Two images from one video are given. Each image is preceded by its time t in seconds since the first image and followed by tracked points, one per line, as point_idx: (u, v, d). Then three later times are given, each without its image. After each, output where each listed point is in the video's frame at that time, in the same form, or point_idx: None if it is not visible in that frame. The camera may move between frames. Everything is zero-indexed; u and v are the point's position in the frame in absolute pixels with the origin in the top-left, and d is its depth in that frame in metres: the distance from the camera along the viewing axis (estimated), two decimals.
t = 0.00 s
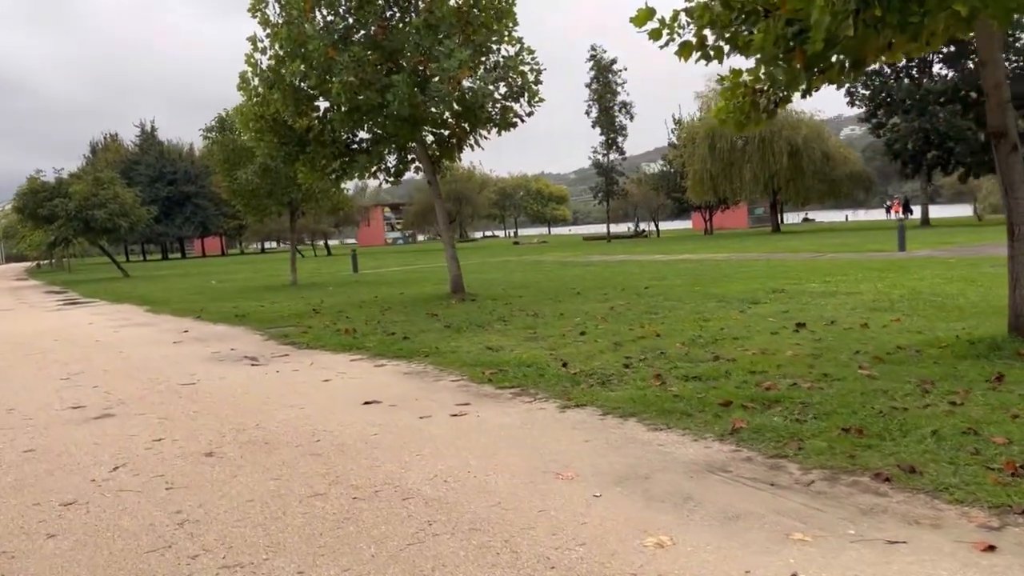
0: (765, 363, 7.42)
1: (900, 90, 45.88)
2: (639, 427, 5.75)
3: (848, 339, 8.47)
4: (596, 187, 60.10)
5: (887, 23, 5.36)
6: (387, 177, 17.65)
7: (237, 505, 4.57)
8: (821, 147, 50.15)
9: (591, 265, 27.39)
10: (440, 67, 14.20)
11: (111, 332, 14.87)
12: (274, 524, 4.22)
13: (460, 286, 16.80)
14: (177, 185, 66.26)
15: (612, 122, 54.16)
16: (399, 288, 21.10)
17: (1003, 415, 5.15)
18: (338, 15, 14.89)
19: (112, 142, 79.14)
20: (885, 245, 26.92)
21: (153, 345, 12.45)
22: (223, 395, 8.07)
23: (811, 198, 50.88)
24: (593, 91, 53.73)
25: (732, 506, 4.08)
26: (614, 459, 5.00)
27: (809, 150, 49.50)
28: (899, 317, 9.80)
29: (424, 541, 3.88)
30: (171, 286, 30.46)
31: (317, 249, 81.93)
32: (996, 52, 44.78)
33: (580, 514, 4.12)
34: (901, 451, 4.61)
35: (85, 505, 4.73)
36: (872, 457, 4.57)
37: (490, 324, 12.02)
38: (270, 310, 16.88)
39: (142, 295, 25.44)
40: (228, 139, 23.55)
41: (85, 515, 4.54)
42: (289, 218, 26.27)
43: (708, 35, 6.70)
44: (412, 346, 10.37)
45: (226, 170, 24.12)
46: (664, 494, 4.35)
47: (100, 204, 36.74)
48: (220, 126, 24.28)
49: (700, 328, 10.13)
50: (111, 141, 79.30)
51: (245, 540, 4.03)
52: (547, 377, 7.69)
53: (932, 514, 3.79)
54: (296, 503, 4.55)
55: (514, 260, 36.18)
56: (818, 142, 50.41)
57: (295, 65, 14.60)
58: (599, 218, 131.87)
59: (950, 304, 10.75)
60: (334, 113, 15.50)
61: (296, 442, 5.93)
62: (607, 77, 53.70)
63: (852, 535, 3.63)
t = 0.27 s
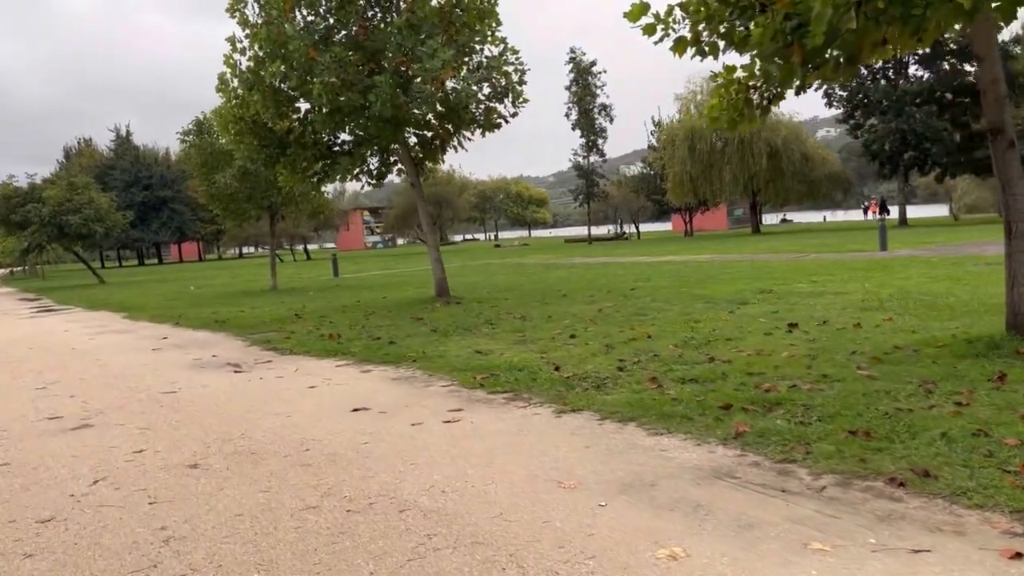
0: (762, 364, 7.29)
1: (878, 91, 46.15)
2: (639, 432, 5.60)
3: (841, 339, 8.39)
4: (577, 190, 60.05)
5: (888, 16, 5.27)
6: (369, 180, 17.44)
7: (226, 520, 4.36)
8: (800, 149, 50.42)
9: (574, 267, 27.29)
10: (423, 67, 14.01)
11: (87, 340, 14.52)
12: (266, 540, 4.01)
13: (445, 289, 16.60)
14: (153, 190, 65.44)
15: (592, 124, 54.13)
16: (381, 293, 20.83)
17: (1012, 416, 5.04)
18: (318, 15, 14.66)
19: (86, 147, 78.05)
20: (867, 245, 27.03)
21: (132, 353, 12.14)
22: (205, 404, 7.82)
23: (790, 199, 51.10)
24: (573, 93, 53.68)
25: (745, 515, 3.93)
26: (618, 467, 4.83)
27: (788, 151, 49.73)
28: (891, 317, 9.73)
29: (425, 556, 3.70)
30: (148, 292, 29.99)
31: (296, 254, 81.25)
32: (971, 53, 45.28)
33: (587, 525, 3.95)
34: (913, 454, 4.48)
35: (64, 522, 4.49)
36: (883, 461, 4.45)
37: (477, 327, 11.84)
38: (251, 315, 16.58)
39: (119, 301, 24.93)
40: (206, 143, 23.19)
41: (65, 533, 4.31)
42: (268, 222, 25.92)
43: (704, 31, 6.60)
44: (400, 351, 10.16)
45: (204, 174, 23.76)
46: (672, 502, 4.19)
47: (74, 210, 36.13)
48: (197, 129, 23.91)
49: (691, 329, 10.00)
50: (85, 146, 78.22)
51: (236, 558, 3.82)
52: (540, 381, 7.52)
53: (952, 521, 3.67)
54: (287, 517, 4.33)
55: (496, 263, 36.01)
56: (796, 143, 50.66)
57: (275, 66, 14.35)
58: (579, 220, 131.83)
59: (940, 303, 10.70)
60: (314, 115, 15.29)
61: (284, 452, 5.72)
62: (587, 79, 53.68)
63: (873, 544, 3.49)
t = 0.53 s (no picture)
0: (760, 369, 7.14)
1: (853, 94, 46.51)
2: (642, 442, 5.42)
3: (836, 342, 8.27)
4: (556, 194, 59.94)
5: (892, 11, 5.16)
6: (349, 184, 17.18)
7: (214, 543, 4.12)
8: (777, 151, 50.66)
9: (556, 271, 27.15)
10: (405, 69, 13.79)
11: (61, 350, 14.14)
12: (258, 565, 3.79)
13: (428, 294, 16.39)
14: (126, 196, 64.51)
15: (570, 128, 54.10)
16: (362, 299, 20.54)
17: None
18: (297, 17, 14.41)
19: (57, 153, 76.83)
20: (848, 246, 27.10)
21: (108, 364, 11.81)
22: (186, 416, 7.55)
23: (768, 202, 51.32)
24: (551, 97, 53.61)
25: (762, 529, 3.77)
26: (624, 479, 4.65)
27: (765, 153, 49.95)
28: (883, 319, 9.65)
29: None
30: (122, 300, 29.41)
31: (273, 260, 80.44)
32: (944, 56, 45.79)
33: (597, 543, 3.76)
34: (929, 462, 4.35)
35: (40, 548, 4.23)
36: (899, 470, 4.30)
37: (464, 333, 11.64)
38: (230, 323, 16.25)
39: (92, 309, 24.41)
40: (181, 148, 22.78)
41: (41, 560, 4.05)
42: (246, 228, 25.52)
43: (699, 29, 6.49)
44: (386, 358, 9.92)
45: (180, 179, 23.34)
46: (685, 517, 4.01)
47: (45, 217, 35.44)
48: (173, 134, 23.48)
49: (682, 334, 9.85)
50: (56, 152, 77.00)
51: None
52: (532, 389, 7.32)
53: (980, 534, 3.52)
54: (280, 539, 4.11)
55: (477, 267, 35.78)
56: (773, 145, 50.89)
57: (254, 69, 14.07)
58: (557, 224, 131.84)
59: (930, 305, 10.65)
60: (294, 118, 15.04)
61: (272, 467, 5.48)
62: (565, 83, 53.65)
63: (900, 561, 3.33)
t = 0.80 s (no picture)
0: (758, 376, 7.01)
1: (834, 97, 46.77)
2: (644, 453, 5.26)
3: (833, 348, 8.16)
4: (539, 199, 59.83)
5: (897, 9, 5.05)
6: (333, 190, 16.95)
7: (201, 567, 3.92)
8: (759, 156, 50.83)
9: (540, 276, 27.00)
10: (390, 73, 13.59)
11: (38, 361, 13.80)
12: None
13: (414, 301, 16.20)
14: (103, 204, 63.76)
15: (553, 133, 54.06)
16: (346, 306, 20.28)
17: None
18: (279, 21, 14.18)
19: (32, 160, 75.85)
20: (831, 249, 27.17)
21: (87, 375, 11.52)
22: (170, 430, 7.32)
23: (750, 206, 51.47)
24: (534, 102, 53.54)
25: (779, 547, 3.61)
26: (629, 494, 4.48)
27: (748, 157, 50.10)
28: (877, 323, 9.57)
29: None
30: (101, 309, 28.97)
31: (254, 267, 79.78)
32: (923, 61, 46.20)
33: (607, 564, 3.59)
34: (944, 473, 4.22)
35: None
36: (912, 482, 4.17)
37: (453, 341, 11.48)
38: (212, 332, 15.96)
39: (68, 319, 23.98)
40: (161, 154, 22.44)
41: None
42: (226, 235, 25.19)
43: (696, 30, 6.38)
44: (374, 367, 9.72)
45: (159, 186, 22.98)
46: (695, 533, 3.86)
47: (21, 225, 34.87)
48: (152, 140, 23.12)
49: (675, 340, 9.72)
50: (31, 159, 76.01)
51: None
52: (527, 398, 7.15)
53: (1005, 549, 3.39)
54: (271, 563, 3.91)
55: (461, 273, 35.56)
56: (755, 149, 51.04)
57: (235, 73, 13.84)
58: (539, 229, 131.85)
59: (923, 308, 10.58)
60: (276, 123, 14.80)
61: (261, 485, 5.27)
62: (547, 88, 53.59)
63: None
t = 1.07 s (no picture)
0: (763, 382, 6.85)
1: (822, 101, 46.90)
2: (651, 463, 5.07)
3: (835, 352, 8.01)
4: (528, 204, 59.67)
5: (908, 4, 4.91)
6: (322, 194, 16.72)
7: None
8: (747, 160, 50.88)
9: (530, 281, 26.79)
10: (380, 75, 13.39)
11: (19, 370, 13.47)
12: None
13: (405, 306, 15.97)
14: (88, 210, 63.15)
15: (541, 138, 53.94)
16: (335, 312, 20.02)
17: None
18: (267, 23, 13.96)
19: (16, 166, 75.08)
20: (823, 253, 27.10)
21: (70, 384, 11.22)
22: (156, 441, 7.07)
23: (739, 210, 51.50)
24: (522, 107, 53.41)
25: (803, 564, 3.42)
26: (638, 507, 4.29)
27: (736, 162, 50.13)
28: (877, 326, 9.44)
29: None
30: (85, 316, 28.56)
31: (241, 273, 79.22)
32: (909, 65, 46.46)
33: None
34: (968, 483, 4.05)
35: None
36: (936, 493, 3.99)
37: (446, 347, 11.28)
38: (199, 339, 15.67)
39: (52, 327, 23.58)
40: (147, 160, 22.12)
41: None
42: (213, 241, 24.86)
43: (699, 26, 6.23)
44: (367, 375, 9.49)
45: (145, 192, 22.66)
46: (712, 549, 3.67)
47: (4, 231, 34.42)
48: (138, 145, 22.79)
49: (673, 345, 9.54)
50: (15, 166, 75.25)
51: None
52: (526, 406, 6.95)
53: None
54: None
55: (450, 278, 35.30)
56: (743, 154, 51.07)
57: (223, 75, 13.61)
58: (527, 235, 131.81)
59: (923, 311, 10.46)
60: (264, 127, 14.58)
61: (253, 499, 5.04)
62: (535, 93, 53.49)
63: None
